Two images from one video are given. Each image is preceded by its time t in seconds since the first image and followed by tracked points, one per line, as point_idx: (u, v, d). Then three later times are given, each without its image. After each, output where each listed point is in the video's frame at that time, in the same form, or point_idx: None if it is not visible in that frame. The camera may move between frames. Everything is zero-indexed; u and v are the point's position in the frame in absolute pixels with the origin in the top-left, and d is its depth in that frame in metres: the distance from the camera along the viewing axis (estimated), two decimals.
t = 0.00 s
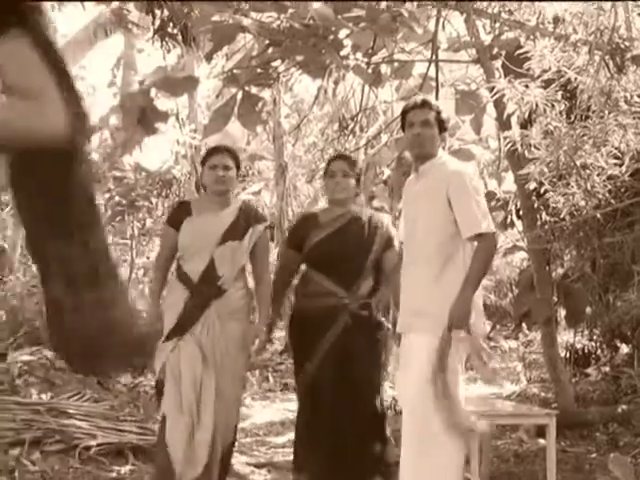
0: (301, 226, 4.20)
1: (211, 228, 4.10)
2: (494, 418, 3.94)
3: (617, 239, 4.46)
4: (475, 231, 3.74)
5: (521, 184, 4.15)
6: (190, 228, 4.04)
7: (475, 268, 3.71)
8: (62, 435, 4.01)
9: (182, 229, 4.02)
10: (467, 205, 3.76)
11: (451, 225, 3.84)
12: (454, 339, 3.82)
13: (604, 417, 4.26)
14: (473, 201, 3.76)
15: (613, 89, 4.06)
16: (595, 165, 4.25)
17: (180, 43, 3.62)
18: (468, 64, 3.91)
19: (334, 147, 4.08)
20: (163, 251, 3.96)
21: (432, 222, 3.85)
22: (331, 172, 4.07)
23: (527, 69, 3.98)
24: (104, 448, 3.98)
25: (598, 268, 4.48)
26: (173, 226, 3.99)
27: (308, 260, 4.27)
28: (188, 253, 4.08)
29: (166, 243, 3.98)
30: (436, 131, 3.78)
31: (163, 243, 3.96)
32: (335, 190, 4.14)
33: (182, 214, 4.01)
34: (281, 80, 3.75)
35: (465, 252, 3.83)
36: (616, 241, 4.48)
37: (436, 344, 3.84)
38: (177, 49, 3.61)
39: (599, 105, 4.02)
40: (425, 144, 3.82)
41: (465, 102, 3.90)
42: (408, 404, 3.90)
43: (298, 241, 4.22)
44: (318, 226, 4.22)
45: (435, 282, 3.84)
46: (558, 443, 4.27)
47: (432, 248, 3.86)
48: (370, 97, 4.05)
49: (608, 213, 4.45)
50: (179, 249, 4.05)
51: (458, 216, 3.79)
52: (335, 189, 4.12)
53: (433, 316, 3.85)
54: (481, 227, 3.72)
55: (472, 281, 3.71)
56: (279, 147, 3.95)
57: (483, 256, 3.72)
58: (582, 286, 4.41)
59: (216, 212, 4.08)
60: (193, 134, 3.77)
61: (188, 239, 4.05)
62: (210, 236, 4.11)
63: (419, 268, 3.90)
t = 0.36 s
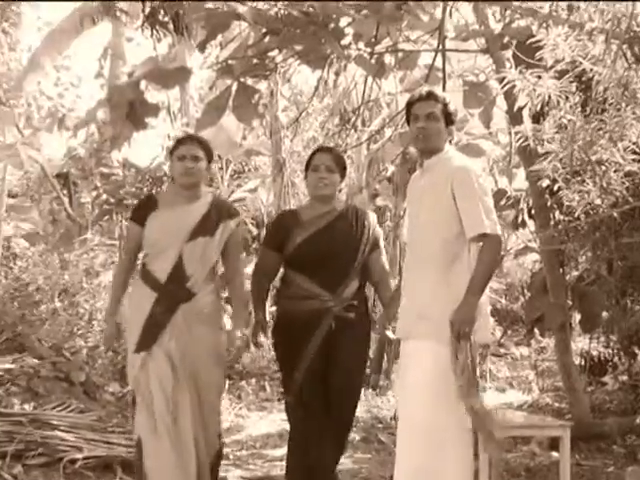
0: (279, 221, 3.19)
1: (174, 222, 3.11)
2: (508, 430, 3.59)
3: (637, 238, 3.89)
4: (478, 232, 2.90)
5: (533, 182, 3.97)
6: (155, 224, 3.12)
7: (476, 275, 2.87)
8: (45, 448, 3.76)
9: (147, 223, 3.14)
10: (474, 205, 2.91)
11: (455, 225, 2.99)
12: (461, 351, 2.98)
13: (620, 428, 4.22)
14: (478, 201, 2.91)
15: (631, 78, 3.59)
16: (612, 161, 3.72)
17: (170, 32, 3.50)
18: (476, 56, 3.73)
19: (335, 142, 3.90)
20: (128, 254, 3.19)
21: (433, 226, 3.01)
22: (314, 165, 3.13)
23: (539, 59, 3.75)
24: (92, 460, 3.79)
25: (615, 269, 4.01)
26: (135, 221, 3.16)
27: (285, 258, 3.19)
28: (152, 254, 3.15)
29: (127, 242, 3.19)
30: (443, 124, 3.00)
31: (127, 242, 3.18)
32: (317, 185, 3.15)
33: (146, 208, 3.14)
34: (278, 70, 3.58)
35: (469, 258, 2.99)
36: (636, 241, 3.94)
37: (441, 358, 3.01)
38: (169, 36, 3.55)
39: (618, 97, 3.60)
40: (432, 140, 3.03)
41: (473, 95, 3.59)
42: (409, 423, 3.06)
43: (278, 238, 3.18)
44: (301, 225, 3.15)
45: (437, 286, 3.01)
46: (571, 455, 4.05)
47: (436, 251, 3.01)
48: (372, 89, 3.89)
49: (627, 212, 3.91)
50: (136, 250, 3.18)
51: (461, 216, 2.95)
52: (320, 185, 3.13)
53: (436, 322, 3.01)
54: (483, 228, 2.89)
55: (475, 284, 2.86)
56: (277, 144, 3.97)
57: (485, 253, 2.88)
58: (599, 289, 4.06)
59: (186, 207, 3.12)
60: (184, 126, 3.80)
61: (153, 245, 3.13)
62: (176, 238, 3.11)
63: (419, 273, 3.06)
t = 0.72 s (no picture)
0: (272, 214, 3.06)
1: (150, 219, 2.94)
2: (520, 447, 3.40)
3: None
4: (487, 233, 2.84)
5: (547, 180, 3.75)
6: (128, 223, 2.94)
7: (485, 279, 2.82)
8: (26, 465, 3.50)
9: (118, 222, 2.95)
10: (482, 206, 2.85)
11: (463, 225, 2.93)
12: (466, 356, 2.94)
13: None
14: (486, 200, 2.85)
15: None
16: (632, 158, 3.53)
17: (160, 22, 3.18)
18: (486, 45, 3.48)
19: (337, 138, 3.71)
20: (92, 253, 2.98)
21: (440, 226, 2.94)
22: (311, 157, 2.99)
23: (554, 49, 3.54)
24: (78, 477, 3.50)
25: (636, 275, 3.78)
26: (102, 218, 2.96)
27: (277, 256, 3.06)
28: (125, 256, 2.97)
29: (91, 242, 2.98)
30: (451, 118, 2.94)
31: (92, 242, 2.97)
32: (314, 179, 3.01)
33: (117, 205, 2.95)
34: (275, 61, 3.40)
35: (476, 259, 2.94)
36: None
37: (445, 364, 2.96)
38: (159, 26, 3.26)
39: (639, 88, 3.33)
40: (441, 136, 2.99)
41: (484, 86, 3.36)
42: (414, 430, 3.01)
43: (270, 233, 3.05)
44: (294, 219, 3.03)
45: (443, 289, 2.94)
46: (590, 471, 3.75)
47: (442, 253, 2.95)
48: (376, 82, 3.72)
49: None
50: (104, 250, 2.98)
51: (468, 215, 2.89)
52: (316, 180, 3.00)
53: (441, 326, 2.95)
54: (492, 229, 2.83)
55: (483, 287, 2.81)
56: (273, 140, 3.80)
57: (494, 255, 2.82)
58: (618, 295, 3.84)
59: (162, 205, 2.96)
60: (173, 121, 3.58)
61: (126, 247, 2.95)
62: (152, 238, 2.94)
63: (423, 275, 3.00)
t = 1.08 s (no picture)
0: (269, 219, 2.95)
1: (150, 227, 2.86)
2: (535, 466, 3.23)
3: None
4: (501, 240, 2.68)
5: (567, 184, 3.55)
6: (127, 232, 2.86)
7: (500, 289, 2.66)
8: None
9: (117, 232, 2.86)
10: (498, 211, 2.69)
11: (477, 231, 2.76)
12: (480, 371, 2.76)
13: None
14: (502, 205, 2.69)
15: None
16: None
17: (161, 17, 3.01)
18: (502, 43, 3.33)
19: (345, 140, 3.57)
20: (88, 264, 2.89)
21: (453, 232, 2.79)
22: (308, 157, 2.90)
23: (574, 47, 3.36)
24: None
25: None
26: (99, 227, 2.87)
27: (277, 263, 2.95)
28: (123, 267, 2.88)
29: (86, 252, 2.89)
30: (466, 119, 2.78)
31: (88, 252, 2.89)
32: (314, 181, 2.92)
33: (116, 213, 2.87)
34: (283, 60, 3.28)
35: (492, 268, 2.77)
36: None
37: (457, 378, 2.78)
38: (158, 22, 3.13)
39: None
40: (454, 137, 2.82)
41: (500, 86, 3.21)
42: (423, 450, 2.84)
43: (269, 239, 2.94)
44: (294, 224, 2.93)
45: (455, 298, 2.78)
46: None
47: (455, 260, 2.78)
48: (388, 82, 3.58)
49: None
50: (103, 260, 2.89)
51: (484, 220, 2.73)
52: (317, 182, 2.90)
53: (453, 338, 2.78)
54: (508, 236, 2.67)
55: (498, 297, 2.66)
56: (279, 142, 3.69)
57: (510, 264, 2.67)
58: None
59: (162, 213, 2.88)
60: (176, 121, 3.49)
61: (125, 257, 2.86)
62: (152, 248, 2.86)
63: (434, 284, 2.84)
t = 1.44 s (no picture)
0: (256, 223, 2.78)
1: (169, 232, 2.54)
2: None
3: None
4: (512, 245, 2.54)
5: (583, 186, 3.36)
6: (145, 237, 2.52)
7: (513, 295, 2.50)
8: None
9: (132, 237, 2.53)
10: (511, 214, 2.54)
11: (490, 236, 2.61)
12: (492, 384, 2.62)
13: None
14: (516, 208, 2.55)
15: None
16: None
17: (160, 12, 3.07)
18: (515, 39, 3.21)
19: (350, 140, 3.44)
20: (97, 270, 2.53)
21: (465, 238, 2.64)
22: (303, 156, 2.74)
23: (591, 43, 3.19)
24: None
25: None
26: (110, 230, 2.53)
27: (268, 267, 2.78)
28: (138, 276, 2.55)
29: (96, 259, 2.54)
30: (479, 118, 2.63)
31: (98, 258, 2.53)
32: (305, 181, 2.76)
33: (131, 216, 2.54)
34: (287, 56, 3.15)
35: (505, 274, 2.62)
36: None
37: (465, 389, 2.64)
38: (156, 16, 3.17)
39: None
40: (467, 141, 2.67)
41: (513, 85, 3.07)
42: (434, 466, 2.69)
43: (255, 243, 2.78)
44: (284, 226, 2.76)
45: (465, 306, 2.63)
46: None
47: (467, 267, 2.63)
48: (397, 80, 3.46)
49: None
50: (113, 267, 2.54)
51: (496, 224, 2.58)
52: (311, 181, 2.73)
53: (464, 350, 2.64)
54: (522, 240, 2.52)
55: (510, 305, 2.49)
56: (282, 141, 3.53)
57: (524, 269, 2.52)
58: None
59: (180, 216, 2.58)
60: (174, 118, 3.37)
61: (140, 264, 2.54)
62: (171, 256, 2.55)
63: (446, 292, 2.69)
